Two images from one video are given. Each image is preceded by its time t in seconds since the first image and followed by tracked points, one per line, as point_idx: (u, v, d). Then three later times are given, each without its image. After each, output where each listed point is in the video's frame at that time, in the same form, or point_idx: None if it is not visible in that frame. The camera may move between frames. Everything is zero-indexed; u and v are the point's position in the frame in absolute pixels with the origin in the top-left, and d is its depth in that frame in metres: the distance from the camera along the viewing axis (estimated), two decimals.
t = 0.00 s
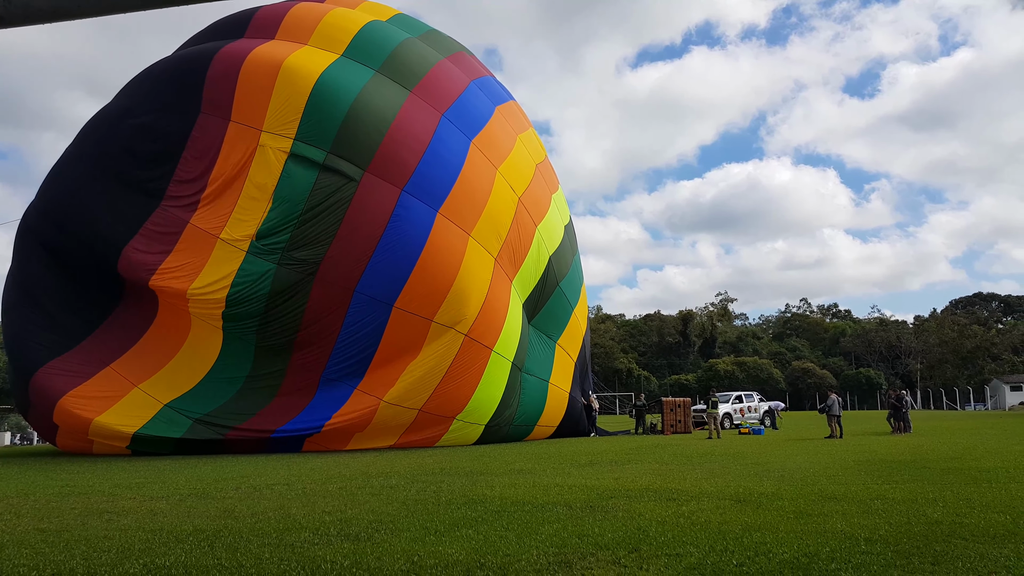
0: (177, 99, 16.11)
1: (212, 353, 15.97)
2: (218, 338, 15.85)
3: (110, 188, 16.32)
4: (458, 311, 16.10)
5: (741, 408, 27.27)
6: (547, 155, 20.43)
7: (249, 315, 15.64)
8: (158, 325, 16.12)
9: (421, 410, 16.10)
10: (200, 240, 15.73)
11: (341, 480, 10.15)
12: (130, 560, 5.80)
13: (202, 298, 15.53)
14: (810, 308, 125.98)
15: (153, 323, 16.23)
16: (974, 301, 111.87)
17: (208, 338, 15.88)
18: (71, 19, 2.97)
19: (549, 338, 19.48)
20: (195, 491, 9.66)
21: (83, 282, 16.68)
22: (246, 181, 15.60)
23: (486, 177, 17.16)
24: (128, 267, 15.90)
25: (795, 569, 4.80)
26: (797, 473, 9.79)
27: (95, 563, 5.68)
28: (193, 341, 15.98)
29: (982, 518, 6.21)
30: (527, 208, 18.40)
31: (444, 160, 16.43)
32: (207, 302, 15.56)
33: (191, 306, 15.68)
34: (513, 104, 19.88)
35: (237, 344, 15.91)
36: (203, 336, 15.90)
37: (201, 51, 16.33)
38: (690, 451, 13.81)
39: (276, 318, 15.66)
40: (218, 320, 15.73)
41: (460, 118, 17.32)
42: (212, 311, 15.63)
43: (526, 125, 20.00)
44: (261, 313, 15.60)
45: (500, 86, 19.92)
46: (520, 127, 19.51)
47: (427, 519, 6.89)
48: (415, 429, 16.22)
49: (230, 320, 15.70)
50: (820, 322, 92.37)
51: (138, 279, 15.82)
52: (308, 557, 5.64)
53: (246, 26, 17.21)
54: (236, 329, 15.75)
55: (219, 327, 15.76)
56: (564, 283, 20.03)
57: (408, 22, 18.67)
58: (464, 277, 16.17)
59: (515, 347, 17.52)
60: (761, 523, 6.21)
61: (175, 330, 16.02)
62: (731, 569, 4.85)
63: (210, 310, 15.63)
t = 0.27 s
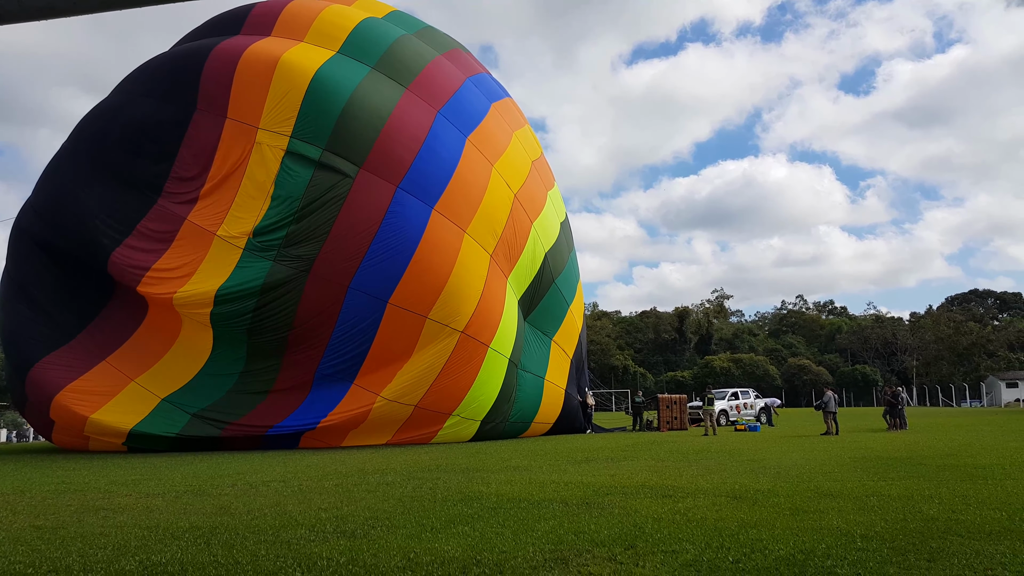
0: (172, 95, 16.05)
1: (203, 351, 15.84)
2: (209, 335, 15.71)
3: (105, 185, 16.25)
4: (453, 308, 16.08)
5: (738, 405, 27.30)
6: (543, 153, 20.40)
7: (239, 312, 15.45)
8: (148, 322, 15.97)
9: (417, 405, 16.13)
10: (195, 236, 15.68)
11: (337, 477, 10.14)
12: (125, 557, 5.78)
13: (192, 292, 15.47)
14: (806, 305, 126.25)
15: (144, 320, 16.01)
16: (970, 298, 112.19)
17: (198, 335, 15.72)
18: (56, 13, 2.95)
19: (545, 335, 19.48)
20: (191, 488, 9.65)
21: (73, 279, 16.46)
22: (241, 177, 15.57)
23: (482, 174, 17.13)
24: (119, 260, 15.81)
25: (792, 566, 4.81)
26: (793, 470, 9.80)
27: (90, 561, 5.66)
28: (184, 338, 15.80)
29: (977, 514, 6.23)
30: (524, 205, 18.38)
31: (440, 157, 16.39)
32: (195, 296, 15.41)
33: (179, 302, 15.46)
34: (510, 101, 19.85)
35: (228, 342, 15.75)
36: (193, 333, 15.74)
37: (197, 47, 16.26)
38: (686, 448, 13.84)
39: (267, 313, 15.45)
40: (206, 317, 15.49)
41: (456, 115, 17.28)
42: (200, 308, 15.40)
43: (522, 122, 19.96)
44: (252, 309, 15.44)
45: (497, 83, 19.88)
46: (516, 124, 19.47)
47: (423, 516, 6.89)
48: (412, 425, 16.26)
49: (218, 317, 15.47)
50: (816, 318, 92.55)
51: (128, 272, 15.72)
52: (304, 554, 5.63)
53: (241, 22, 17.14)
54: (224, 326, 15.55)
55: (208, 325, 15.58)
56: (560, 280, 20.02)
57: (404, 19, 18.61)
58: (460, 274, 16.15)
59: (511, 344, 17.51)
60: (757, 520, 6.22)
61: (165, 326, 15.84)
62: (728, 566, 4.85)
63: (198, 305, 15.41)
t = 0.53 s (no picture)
0: (171, 93, 16.03)
1: (196, 350, 15.69)
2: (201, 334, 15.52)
3: (104, 183, 16.23)
4: (451, 307, 16.07)
5: (736, 404, 27.30)
6: (542, 152, 20.38)
7: (231, 308, 15.27)
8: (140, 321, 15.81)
9: (417, 402, 16.15)
10: (194, 235, 15.66)
11: (336, 476, 10.13)
12: (124, 555, 5.77)
13: (187, 289, 15.46)
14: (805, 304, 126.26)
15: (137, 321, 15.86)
16: (969, 298, 112.20)
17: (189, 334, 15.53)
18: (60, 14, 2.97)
19: (544, 334, 19.47)
20: (190, 487, 9.64)
21: (68, 277, 16.28)
22: (241, 177, 15.59)
23: (481, 173, 17.12)
24: (114, 258, 15.71)
25: (791, 565, 4.80)
26: (792, 469, 9.80)
27: (89, 559, 5.65)
28: (176, 338, 15.63)
29: (976, 514, 6.22)
30: (522, 204, 18.36)
31: (439, 156, 16.37)
32: (192, 294, 15.37)
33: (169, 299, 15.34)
34: (509, 100, 19.83)
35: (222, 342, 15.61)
36: (184, 332, 15.55)
37: (196, 45, 16.24)
38: (685, 447, 13.82)
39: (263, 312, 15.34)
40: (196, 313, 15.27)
41: (455, 114, 17.26)
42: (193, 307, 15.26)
43: (521, 121, 19.94)
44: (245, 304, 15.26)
45: (496, 82, 19.86)
46: (515, 123, 19.46)
47: (422, 515, 6.88)
48: (412, 422, 16.29)
49: (208, 310, 15.26)
50: (816, 318, 92.55)
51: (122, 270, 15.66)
52: (303, 553, 5.62)
53: (240, 21, 17.12)
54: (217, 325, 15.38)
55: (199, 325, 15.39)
56: (559, 279, 20.00)
57: (403, 18, 18.59)
58: (458, 273, 16.14)
59: (510, 343, 17.51)
60: (757, 519, 6.21)
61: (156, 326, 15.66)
62: (727, 565, 4.84)
63: (188, 302, 15.29)
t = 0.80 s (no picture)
0: (172, 93, 16.04)
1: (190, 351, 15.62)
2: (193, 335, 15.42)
3: (104, 183, 16.22)
4: (451, 307, 16.07)
5: (737, 404, 27.28)
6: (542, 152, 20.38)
7: (229, 308, 15.29)
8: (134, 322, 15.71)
9: (417, 402, 16.17)
10: (195, 235, 15.68)
11: (337, 476, 10.14)
12: (125, 556, 5.77)
13: (187, 290, 15.56)
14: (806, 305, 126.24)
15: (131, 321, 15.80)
16: (970, 298, 112.14)
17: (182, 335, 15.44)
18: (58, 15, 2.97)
19: (544, 334, 19.46)
20: (191, 487, 9.65)
21: (65, 275, 16.20)
22: (243, 177, 15.64)
23: (482, 173, 17.11)
24: (111, 262, 15.78)
25: (792, 566, 4.80)
26: (792, 470, 9.80)
27: (90, 559, 5.65)
28: (170, 337, 15.55)
29: (977, 515, 6.22)
30: (523, 204, 18.36)
31: (439, 156, 16.37)
32: (193, 296, 15.48)
33: (166, 300, 15.40)
34: (509, 101, 19.82)
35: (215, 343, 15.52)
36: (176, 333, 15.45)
37: (197, 45, 16.24)
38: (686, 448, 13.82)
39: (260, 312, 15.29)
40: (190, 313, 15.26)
41: (455, 113, 17.25)
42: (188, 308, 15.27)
43: (521, 121, 19.94)
44: (244, 303, 15.23)
45: (496, 83, 19.86)
46: (515, 123, 19.45)
47: (423, 516, 6.88)
48: (412, 421, 16.30)
49: (203, 311, 15.28)
50: (816, 318, 92.51)
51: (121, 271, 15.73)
52: (304, 553, 5.62)
53: (241, 21, 17.12)
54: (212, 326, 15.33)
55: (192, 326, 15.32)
56: (559, 279, 19.99)
57: (404, 18, 18.59)
58: (458, 273, 16.13)
59: (511, 343, 17.50)
60: (757, 520, 6.21)
61: (150, 325, 15.57)
62: (728, 566, 4.84)
63: (187, 303, 15.37)
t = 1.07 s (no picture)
0: (173, 94, 16.09)
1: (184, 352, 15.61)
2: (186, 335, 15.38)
3: (104, 183, 16.22)
4: (451, 306, 16.08)
5: (738, 405, 27.29)
6: (542, 152, 20.39)
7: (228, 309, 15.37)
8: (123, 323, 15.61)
9: (418, 402, 16.19)
10: (195, 235, 15.70)
11: (338, 477, 10.14)
12: (125, 556, 5.77)
13: (187, 291, 15.63)
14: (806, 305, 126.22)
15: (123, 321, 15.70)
16: (970, 298, 112.12)
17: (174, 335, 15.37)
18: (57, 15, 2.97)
19: (545, 335, 19.46)
20: (191, 488, 9.65)
21: (62, 274, 16.14)
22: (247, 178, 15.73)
23: (482, 173, 17.12)
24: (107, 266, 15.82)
25: (793, 566, 4.80)
26: (793, 470, 9.80)
27: (90, 560, 5.65)
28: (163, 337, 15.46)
29: (979, 515, 6.22)
30: (523, 204, 18.36)
31: (439, 156, 16.37)
32: (194, 297, 15.58)
33: (163, 300, 15.47)
34: (509, 101, 19.83)
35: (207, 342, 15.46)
36: (168, 334, 15.40)
37: (197, 45, 16.25)
38: (687, 448, 13.81)
39: (261, 311, 15.31)
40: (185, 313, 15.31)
41: (456, 113, 17.26)
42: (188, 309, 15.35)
43: (521, 121, 19.94)
44: (244, 304, 15.33)
45: (496, 83, 19.88)
46: (515, 124, 19.45)
47: (424, 516, 6.88)
48: (412, 421, 16.29)
49: (197, 311, 15.33)
50: (817, 318, 92.48)
51: (118, 272, 15.78)
52: (304, 554, 5.63)
53: (241, 21, 17.13)
54: (207, 326, 15.32)
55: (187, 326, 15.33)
56: (559, 279, 19.98)
57: (404, 19, 18.61)
58: (458, 272, 16.14)
59: (511, 343, 17.51)
60: (759, 521, 6.20)
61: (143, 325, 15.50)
62: (729, 566, 4.84)
63: (187, 305, 15.45)
